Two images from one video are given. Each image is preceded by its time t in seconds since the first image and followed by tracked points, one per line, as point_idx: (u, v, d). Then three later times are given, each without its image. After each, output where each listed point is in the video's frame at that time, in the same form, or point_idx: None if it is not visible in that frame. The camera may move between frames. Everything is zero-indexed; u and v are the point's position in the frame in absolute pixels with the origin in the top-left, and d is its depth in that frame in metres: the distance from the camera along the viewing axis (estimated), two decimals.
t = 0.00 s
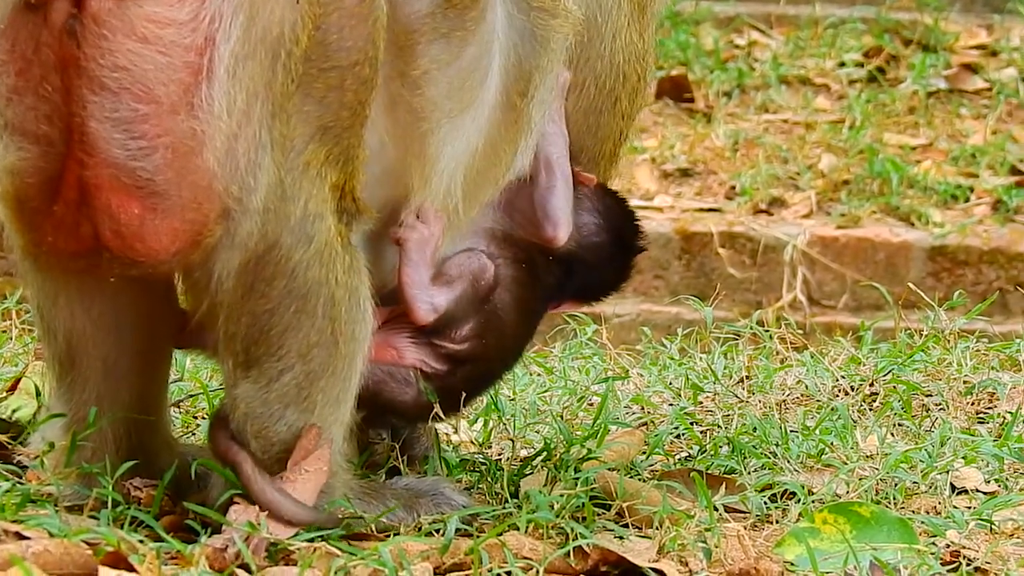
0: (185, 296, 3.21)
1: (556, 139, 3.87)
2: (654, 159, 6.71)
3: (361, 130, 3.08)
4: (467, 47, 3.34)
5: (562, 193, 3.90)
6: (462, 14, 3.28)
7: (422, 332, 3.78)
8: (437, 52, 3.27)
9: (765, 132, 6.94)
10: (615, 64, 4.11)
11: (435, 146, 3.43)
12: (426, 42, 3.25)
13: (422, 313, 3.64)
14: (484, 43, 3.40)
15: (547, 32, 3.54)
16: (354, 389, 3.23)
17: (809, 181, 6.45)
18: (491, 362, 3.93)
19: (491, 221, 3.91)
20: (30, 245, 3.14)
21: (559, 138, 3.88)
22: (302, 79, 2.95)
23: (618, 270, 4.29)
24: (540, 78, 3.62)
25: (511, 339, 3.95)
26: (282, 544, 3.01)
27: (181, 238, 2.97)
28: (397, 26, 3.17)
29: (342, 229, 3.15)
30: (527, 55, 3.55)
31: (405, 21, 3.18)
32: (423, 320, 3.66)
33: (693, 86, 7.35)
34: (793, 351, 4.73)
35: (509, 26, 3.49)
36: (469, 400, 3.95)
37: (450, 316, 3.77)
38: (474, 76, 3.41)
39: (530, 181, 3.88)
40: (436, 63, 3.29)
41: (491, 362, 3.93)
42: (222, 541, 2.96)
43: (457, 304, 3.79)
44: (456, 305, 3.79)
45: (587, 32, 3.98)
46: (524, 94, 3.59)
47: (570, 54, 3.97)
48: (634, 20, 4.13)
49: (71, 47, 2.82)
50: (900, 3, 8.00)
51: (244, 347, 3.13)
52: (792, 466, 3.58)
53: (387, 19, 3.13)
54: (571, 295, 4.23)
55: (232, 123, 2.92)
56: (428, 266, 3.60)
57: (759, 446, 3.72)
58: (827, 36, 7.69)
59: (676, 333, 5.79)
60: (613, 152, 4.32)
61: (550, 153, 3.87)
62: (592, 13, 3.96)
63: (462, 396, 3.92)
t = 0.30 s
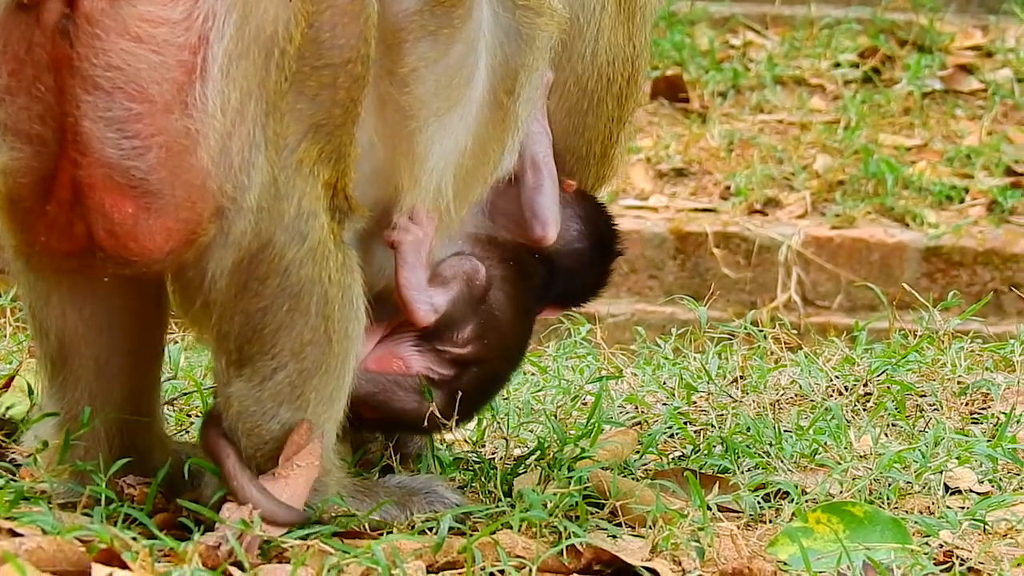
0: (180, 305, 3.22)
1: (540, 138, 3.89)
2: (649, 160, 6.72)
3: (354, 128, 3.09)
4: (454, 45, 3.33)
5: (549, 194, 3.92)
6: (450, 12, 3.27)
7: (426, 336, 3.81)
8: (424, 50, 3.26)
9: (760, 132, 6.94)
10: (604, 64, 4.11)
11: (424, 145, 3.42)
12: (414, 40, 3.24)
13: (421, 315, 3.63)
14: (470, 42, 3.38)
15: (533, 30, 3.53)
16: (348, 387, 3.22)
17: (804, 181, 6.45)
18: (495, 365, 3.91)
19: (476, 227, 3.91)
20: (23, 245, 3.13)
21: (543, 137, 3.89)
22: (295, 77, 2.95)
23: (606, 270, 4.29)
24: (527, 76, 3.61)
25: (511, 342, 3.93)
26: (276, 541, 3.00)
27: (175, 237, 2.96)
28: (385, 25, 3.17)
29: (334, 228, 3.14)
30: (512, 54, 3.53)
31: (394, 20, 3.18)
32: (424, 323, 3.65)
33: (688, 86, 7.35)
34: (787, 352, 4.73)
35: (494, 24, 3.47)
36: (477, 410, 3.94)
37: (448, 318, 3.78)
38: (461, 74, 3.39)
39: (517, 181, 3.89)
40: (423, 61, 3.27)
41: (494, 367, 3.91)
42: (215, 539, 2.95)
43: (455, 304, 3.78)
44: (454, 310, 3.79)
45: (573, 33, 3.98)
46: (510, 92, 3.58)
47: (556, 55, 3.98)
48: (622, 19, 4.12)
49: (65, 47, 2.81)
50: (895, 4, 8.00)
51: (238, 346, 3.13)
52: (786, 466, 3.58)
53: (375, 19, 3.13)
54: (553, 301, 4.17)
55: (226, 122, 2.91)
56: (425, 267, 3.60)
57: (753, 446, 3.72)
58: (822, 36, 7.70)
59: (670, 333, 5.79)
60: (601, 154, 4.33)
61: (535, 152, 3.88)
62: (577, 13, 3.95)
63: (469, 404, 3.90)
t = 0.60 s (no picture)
0: (171, 305, 3.20)
1: (539, 148, 3.87)
2: (646, 158, 6.72)
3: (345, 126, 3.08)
4: (448, 42, 3.32)
5: (553, 204, 3.87)
6: (443, 10, 3.26)
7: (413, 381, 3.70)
8: (416, 47, 3.25)
9: (757, 131, 6.94)
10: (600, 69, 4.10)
11: (418, 142, 3.42)
12: (406, 38, 3.22)
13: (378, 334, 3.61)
14: (464, 38, 3.37)
15: (527, 29, 3.53)
16: (340, 384, 3.23)
17: (800, 181, 6.45)
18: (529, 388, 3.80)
19: (472, 245, 3.91)
20: (12, 242, 3.08)
21: (541, 146, 3.87)
22: (285, 75, 2.94)
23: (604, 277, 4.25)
24: (522, 74, 3.61)
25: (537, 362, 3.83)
26: (271, 539, 2.99)
27: (164, 235, 2.94)
28: (377, 23, 3.16)
29: (326, 226, 3.13)
30: (507, 52, 3.54)
31: (385, 18, 3.17)
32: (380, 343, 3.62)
33: (685, 85, 7.33)
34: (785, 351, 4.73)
35: (490, 22, 3.48)
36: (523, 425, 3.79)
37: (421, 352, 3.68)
38: (455, 70, 3.38)
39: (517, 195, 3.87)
40: (417, 58, 3.26)
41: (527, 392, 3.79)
42: (211, 536, 2.93)
43: (424, 336, 3.68)
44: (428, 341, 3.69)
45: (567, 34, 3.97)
46: (506, 91, 3.59)
47: (549, 58, 3.97)
48: (620, 22, 4.11)
49: (54, 45, 2.80)
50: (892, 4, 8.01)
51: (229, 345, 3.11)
52: (782, 465, 3.58)
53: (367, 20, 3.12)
54: (553, 311, 4.05)
55: (215, 120, 2.91)
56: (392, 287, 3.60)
57: (749, 445, 3.72)
58: (819, 36, 7.70)
59: (666, 332, 5.79)
60: (597, 160, 4.31)
61: (535, 160, 3.86)
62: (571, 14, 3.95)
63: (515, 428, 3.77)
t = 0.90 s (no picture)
0: (167, 303, 3.19)
1: (540, 147, 3.79)
2: (644, 159, 6.72)
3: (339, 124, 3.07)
4: (443, 38, 3.32)
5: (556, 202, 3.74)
6: (436, 7, 3.25)
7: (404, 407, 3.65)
8: (411, 45, 3.25)
9: (755, 132, 6.94)
10: (598, 69, 4.10)
11: (414, 139, 3.42)
12: (399, 36, 3.22)
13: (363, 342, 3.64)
14: (459, 34, 3.37)
15: (523, 26, 3.53)
16: (338, 383, 3.23)
17: (798, 181, 6.45)
18: (538, 390, 3.64)
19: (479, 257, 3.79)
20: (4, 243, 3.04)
21: (541, 145, 3.79)
22: (279, 75, 2.94)
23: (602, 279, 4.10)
24: (517, 70, 3.62)
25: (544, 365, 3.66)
26: (270, 540, 2.99)
27: (159, 236, 2.95)
28: (370, 21, 3.16)
29: (320, 226, 3.13)
30: (503, 49, 3.54)
31: (378, 15, 3.17)
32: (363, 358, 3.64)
33: (683, 85, 7.34)
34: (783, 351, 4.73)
35: (486, 19, 3.47)
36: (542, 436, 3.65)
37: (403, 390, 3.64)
38: (449, 66, 3.38)
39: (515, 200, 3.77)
40: (411, 56, 3.27)
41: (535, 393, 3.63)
42: (210, 538, 2.94)
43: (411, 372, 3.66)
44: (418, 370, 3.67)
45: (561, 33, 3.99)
46: (501, 86, 3.59)
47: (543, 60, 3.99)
48: (618, 21, 4.11)
49: (47, 46, 2.80)
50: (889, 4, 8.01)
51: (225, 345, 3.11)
52: (780, 466, 3.58)
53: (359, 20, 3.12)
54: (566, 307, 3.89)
55: (209, 119, 2.91)
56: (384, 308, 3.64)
57: (747, 445, 3.72)
58: (816, 36, 7.70)
59: (665, 332, 5.79)
60: (602, 163, 4.28)
61: (535, 160, 3.76)
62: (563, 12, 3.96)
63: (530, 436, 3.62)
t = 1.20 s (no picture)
0: (164, 303, 3.17)
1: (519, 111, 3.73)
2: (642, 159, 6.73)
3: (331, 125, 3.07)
4: (440, 22, 3.33)
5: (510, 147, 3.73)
6: None
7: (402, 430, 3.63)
8: (410, 33, 3.27)
9: (753, 132, 6.95)
10: (597, 55, 4.05)
11: (415, 126, 3.42)
12: (398, 26, 3.24)
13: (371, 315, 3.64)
14: (456, 17, 3.39)
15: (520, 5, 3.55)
16: (334, 381, 3.22)
17: (796, 182, 6.45)
18: (528, 393, 3.58)
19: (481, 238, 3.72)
20: None
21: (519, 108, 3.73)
22: (275, 72, 2.94)
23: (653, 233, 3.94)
24: (515, 49, 3.62)
25: (527, 378, 3.57)
26: (267, 540, 2.98)
27: (153, 235, 2.95)
28: (368, 13, 3.17)
29: (315, 225, 3.12)
30: (501, 27, 3.55)
31: (377, 7, 3.19)
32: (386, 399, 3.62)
33: (681, 86, 7.35)
34: (781, 351, 4.73)
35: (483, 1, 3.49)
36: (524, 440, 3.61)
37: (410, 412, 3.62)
38: (448, 50, 3.39)
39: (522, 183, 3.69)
40: (411, 45, 3.29)
41: (513, 411, 3.56)
42: (207, 539, 2.94)
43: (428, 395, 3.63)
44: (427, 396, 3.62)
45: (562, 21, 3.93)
46: (501, 66, 3.58)
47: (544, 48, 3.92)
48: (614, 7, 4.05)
49: (43, 45, 2.80)
50: (887, 4, 8.01)
51: (220, 344, 3.10)
52: (777, 466, 3.59)
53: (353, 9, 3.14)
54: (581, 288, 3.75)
55: (204, 116, 2.91)
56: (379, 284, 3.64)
57: (745, 446, 3.72)
58: (815, 36, 7.70)
59: (662, 333, 5.79)
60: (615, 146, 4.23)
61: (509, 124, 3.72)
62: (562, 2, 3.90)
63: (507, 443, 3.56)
